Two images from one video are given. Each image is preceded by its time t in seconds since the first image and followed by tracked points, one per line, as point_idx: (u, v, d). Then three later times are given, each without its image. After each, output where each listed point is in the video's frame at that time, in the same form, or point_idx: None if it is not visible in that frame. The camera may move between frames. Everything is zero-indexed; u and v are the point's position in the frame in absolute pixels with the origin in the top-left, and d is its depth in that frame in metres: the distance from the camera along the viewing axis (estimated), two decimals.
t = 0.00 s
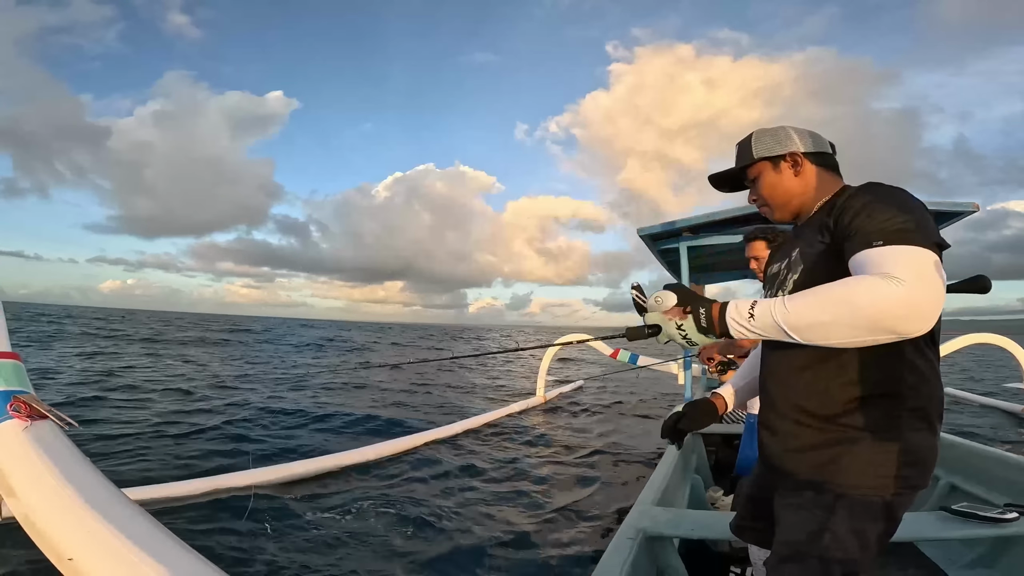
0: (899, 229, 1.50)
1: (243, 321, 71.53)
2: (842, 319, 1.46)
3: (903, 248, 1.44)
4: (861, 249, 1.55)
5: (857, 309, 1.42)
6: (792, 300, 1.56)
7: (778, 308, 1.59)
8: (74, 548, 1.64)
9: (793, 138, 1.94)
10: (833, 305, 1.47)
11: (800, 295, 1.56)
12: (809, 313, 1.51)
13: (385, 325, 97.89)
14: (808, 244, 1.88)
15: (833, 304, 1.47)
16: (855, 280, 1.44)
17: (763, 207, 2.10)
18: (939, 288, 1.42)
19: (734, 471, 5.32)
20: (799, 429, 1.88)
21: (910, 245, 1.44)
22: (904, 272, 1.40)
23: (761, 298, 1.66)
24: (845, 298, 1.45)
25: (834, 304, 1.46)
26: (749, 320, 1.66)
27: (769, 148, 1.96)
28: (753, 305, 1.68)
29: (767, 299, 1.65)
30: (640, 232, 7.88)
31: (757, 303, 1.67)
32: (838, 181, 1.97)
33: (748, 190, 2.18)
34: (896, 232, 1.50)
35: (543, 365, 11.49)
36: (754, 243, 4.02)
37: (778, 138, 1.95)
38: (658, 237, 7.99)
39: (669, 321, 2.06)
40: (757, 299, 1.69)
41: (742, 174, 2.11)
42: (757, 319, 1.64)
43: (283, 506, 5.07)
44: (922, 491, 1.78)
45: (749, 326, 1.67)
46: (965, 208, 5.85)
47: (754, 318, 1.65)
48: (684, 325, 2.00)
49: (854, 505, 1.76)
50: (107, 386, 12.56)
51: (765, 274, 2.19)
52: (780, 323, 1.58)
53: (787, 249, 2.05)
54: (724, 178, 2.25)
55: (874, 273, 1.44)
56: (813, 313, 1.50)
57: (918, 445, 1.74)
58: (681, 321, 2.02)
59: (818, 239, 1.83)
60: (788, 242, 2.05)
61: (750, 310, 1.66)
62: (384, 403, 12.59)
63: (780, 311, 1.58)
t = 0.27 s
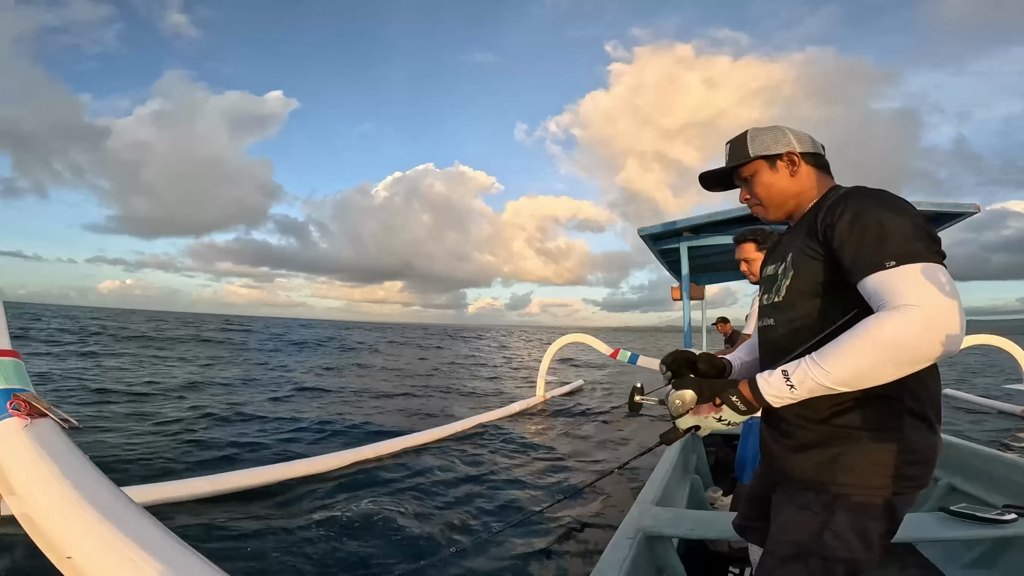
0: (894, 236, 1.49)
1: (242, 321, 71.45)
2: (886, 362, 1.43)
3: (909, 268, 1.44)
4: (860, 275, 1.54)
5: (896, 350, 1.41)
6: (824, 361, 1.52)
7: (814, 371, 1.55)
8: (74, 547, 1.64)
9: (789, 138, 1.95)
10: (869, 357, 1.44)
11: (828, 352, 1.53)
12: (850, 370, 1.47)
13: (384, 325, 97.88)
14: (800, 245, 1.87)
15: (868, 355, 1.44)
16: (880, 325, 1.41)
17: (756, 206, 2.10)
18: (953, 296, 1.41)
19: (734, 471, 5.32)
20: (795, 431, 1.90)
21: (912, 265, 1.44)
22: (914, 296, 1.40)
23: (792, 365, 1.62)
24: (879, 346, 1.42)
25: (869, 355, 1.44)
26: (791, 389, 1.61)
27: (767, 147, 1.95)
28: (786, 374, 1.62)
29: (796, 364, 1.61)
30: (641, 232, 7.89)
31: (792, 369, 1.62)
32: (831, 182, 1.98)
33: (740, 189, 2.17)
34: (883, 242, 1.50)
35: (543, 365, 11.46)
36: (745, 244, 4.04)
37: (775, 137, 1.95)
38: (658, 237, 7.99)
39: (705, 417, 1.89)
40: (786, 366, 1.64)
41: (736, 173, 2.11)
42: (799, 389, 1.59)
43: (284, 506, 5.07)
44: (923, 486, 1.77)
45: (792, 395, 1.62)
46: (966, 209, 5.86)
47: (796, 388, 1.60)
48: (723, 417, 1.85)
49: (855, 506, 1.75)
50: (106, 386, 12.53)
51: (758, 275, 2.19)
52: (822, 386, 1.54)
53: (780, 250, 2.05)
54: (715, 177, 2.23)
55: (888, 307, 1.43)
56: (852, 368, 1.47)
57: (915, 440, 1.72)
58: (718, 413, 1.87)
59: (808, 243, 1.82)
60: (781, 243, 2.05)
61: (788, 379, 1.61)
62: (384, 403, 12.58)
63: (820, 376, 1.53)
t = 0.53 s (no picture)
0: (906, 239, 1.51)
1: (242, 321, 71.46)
2: (922, 368, 1.43)
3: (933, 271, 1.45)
4: (877, 282, 1.54)
5: (931, 356, 1.41)
6: (858, 372, 1.49)
7: (849, 382, 1.51)
8: (73, 547, 1.63)
9: (787, 139, 1.95)
10: (905, 365, 1.43)
11: (860, 361, 1.50)
12: (886, 379, 1.45)
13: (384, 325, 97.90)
14: (802, 243, 1.86)
15: (904, 362, 1.43)
16: (915, 333, 1.40)
17: (750, 206, 2.09)
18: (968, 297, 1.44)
19: (733, 472, 5.32)
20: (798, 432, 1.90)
21: (932, 270, 1.45)
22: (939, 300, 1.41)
23: (823, 377, 1.57)
24: (913, 352, 1.42)
25: (904, 362, 1.43)
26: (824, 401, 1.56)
27: (764, 146, 1.95)
28: (817, 386, 1.57)
29: (826, 376, 1.57)
30: (639, 233, 7.88)
31: (822, 381, 1.57)
32: (825, 184, 1.99)
33: (733, 187, 2.16)
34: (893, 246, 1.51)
35: (541, 366, 11.46)
36: (738, 247, 4.06)
37: (772, 137, 1.95)
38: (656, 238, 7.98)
39: (731, 433, 1.76)
40: (814, 378, 1.59)
41: (729, 173, 2.10)
42: (832, 400, 1.55)
43: (282, 507, 5.06)
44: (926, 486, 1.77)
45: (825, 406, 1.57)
46: (964, 209, 5.86)
47: (829, 400, 1.55)
48: (750, 433, 1.72)
49: (860, 506, 1.75)
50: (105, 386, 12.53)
51: (753, 275, 2.18)
52: (857, 397, 1.51)
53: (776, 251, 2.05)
54: (708, 174, 2.22)
55: (915, 314, 1.43)
56: (889, 376, 1.45)
57: (919, 440, 1.73)
58: (745, 429, 1.73)
59: (810, 245, 1.81)
60: (778, 244, 2.05)
61: (821, 393, 1.56)
62: (383, 403, 12.58)
63: (856, 388, 1.50)
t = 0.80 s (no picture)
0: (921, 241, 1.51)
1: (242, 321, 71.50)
2: (951, 368, 1.42)
3: (952, 271, 1.45)
4: (893, 283, 1.54)
5: (957, 357, 1.41)
6: (883, 373, 1.49)
7: (874, 384, 1.51)
8: (69, 550, 1.63)
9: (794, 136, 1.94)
10: (932, 366, 1.42)
11: (883, 361, 1.49)
12: (912, 380, 1.45)
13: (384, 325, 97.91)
14: (805, 245, 1.85)
15: (930, 364, 1.42)
16: (940, 335, 1.39)
17: (742, 198, 2.10)
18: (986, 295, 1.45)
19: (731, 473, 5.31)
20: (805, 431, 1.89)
21: (951, 270, 1.45)
22: (960, 301, 1.41)
23: (845, 379, 1.56)
24: (940, 354, 1.41)
25: (930, 364, 1.42)
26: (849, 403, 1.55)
27: (768, 141, 1.94)
28: (840, 389, 1.56)
29: (849, 377, 1.55)
30: (637, 234, 7.89)
31: (845, 383, 1.56)
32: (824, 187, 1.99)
33: (731, 175, 2.16)
34: (905, 249, 1.51)
35: (540, 367, 11.46)
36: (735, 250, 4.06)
37: (779, 134, 1.94)
38: (655, 239, 7.98)
39: (755, 441, 1.70)
40: (836, 380, 1.58)
41: (732, 162, 2.10)
42: (857, 401, 1.54)
43: (280, 507, 5.06)
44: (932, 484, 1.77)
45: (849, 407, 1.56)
46: (962, 210, 5.85)
47: (854, 401, 1.54)
48: (775, 438, 1.68)
49: (871, 505, 1.74)
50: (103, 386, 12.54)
51: (751, 275, 2.18)
52: (883, 397, 1.50)
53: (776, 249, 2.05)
54: (711, 159, 2.22)
55: (937, 314, 1.43)
56: (915, 377, 1.45)
57: (925, 439, 1.73)
58: (770, 435, 1.68)
59: (816, 245, 1.81)
60: (778, 244, 2.05)
61: (846, 395, 1.55)
62: (382, 404, 12.57)
63: (882, 389, 1.49)
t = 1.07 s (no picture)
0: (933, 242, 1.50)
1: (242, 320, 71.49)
2: (962, 370, 1.41)
3: (965, 272, 1.45)
4: (905, 283, 1.54)
5: (968, 357, 1.40)
6: (894, 373, 1.48)
7: (885, 384, 1.50)
8: (69, 550, 1.64)
9: (798, 137, 1.94)
10: (942, 367, 1.41)
11: (895, 362, 1.49)
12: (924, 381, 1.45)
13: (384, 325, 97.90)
14: (813, 245, 1.84)
15: (942, 364, 1.41)
16: (951, 335, 1.39)
17: (751, 202, 2.08)
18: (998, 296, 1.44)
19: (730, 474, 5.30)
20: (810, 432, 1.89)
21: (964, 272, 1.45)
22: (971, 301, 1.41)
23: (856, 380, 1.56)
24: (952, 354, 1.40)
25: (942, 364, 1.41)
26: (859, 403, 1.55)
27: (773, 143, 1.94)
28: (851, 390, 1.56)
29: (860, 378, 1.55)
30: (637, 236, 7.88)
31: (856, 383, 1.56)
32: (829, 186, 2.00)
33: (735, 180, 2.15)
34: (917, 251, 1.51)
35: (540, 367, 11.45)
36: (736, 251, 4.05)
37: (783, 135, 1.94)
38: (654, 240, 7.98)
39: (764, 442, 1.67)
40: (846, 381, 1.57)
41: (734, 167, 2.09)
42: (867, 402, 1.53)
43: (280, 511, 5.06)
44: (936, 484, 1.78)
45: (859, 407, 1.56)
46: (961, 210, 5.85)
47: (864, 402, 1.54)
48: (785, 438, 1.65)
49: (878, 504, 1.74)
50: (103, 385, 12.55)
51: (754, 276, 2.18)
52: (894, 397, 1.50)
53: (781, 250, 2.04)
54: (712, 167, 2.22)
55: (950, 315, 1.42)
56: (926, 378, 1.44)
57: (931, 439, 1.74)
58: (778, 435, 1.66)
59: (824, 246, 1.80)
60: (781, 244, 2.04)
61: (856, 395, 1.54)
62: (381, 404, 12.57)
63: (893, 389, 1.49)
